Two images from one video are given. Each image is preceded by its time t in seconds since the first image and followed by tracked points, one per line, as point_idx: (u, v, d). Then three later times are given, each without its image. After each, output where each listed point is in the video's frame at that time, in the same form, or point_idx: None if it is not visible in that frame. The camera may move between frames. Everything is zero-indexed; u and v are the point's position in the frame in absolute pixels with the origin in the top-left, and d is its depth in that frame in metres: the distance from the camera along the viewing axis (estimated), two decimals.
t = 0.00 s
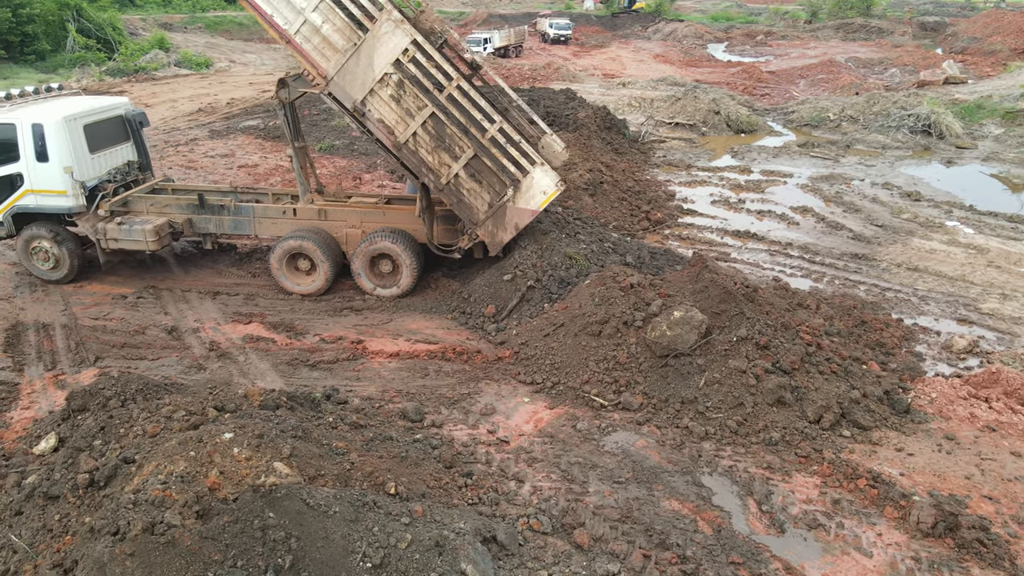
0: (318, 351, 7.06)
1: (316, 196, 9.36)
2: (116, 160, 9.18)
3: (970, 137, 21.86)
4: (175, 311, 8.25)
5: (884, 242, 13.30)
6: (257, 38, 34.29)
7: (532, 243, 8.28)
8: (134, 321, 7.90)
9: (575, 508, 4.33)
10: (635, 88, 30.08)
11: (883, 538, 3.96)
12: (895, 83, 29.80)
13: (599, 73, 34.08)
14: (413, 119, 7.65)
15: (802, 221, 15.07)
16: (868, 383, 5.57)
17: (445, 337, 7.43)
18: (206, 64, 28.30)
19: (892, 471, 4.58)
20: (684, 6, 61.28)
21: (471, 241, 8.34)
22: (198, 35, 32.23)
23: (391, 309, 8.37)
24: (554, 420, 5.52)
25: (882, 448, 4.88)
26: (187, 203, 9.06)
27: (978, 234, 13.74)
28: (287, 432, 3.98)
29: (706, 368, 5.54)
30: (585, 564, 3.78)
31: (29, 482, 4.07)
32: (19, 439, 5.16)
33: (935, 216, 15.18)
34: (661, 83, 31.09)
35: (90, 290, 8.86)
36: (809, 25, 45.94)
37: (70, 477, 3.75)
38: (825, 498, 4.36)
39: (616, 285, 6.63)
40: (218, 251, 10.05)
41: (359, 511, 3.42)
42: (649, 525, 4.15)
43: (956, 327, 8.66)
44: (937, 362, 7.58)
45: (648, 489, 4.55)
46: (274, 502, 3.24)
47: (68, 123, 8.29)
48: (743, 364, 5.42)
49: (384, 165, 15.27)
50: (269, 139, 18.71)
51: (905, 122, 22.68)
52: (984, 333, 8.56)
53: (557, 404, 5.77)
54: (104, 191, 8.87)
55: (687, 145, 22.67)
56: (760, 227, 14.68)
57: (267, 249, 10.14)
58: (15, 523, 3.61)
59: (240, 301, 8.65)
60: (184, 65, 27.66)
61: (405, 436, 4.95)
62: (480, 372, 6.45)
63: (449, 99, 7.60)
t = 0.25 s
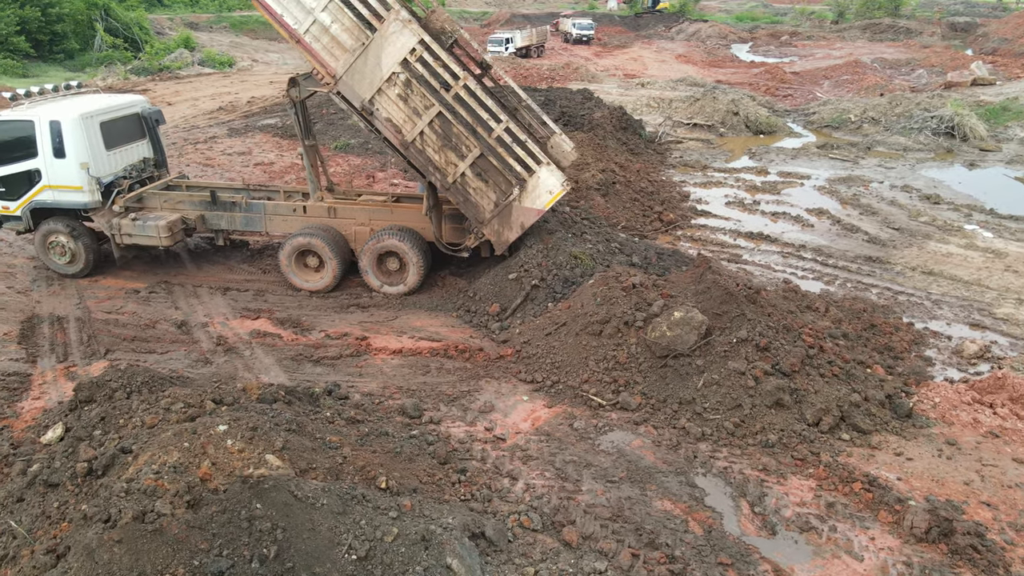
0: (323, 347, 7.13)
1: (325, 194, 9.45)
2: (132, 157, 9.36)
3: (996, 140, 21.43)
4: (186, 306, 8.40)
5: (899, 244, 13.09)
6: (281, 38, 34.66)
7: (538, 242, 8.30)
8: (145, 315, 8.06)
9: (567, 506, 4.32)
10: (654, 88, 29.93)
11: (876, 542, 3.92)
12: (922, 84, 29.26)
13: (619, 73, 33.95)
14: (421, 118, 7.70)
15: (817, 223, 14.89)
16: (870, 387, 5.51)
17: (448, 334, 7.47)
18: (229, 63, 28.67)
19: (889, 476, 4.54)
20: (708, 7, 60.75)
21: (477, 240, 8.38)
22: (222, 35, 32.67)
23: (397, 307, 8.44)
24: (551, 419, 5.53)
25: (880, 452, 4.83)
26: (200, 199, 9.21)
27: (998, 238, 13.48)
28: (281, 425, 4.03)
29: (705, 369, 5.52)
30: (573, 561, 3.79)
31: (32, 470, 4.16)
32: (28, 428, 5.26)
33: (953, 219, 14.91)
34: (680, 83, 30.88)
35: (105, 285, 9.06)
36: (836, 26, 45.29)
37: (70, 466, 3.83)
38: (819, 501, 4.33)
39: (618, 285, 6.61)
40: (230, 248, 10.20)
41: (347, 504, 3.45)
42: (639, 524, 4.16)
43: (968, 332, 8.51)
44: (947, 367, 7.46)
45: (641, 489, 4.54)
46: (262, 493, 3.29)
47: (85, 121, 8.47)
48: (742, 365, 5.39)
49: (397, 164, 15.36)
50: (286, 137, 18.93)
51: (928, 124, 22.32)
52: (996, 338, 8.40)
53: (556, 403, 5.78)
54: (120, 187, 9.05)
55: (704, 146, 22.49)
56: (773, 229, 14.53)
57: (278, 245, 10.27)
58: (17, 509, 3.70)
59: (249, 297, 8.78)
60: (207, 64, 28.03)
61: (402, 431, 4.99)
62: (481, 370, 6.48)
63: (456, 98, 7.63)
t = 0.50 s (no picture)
0: (328, 343, 7.21)
1: (335, 192, 9.53)
2: (147, 154, 9.54)
3: (1022, 143, 20.99)
4: (197, 301, 8.55)
5: (916, 247, 12.89)
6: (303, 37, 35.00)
7: (544, 242, 8.31)
8: (156, 310, 8.22)
9: (560, 504, 4.33)
10: (672, 89, 29.77)
11: (868, 546, 3.90)
12: (949, 86, 28.72)
13: (638, 73, 33.80)
14: (428, 117, 7.75)
15: (833, 225, 14.71)
16: (872, 391, 5.45)
17: (452, 332, 7.51)
18: (251, 63, 29.03)
19: (887, 480, 4.49)
20: (732, 7, 60.17)
21: (484, 239, 8.42)
22: (246, 34, 33.06)
23: (403, 304, 8.51)
24: (549, 417, 5.54)
25: (880, 456, 4.79)
26: (213, 197, 9.35)
27: (1018, 242, 13.22)
28: (277, 419, 4.08)
29: (705, 370, 5.50)
30: (561, 558, 3.80)
31: (37, 458, 4.26)
32: (38, 418, 5.39)
33: (972, 223, 14.65)
34: (700, 84, 30.68)
35: (120, 279, 9.24)
36: (862, 26, 44.59)
37: (72, 455, 3.92)
38: (814, 503, 4.30)
39: (621, 285, 6.59)
40: (242, 244, 10.34)
41: (336, 497, 3.49)
42: (630, 523, 4.15)
43: (981, 337, 8.37)
44: (957, 372, 7.35)
45: (635, 488, 4.53)
46: (251, 484, 3.34)
47: (101, 119, 8.66)
48: (741, 367, 5.36)
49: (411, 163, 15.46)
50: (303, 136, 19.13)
51: (951, 126, 21.96)
52: (1010, 344, 8.25)
53: (555, 402, 5.78)
54: (135, 184, 9.23)
55: (721, 148, 22.32)
56: (787, 231, 14.37)
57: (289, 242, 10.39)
58: (20, 496, 3.80)
59: (259, 293, 8.90)
60: (230, 63, 28.40)
61: (399, 427, 5.03)
62: (483, 368, 6.51)
63: (462, 98, 7.67)
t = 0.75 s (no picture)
0: (334, 339, 7.30)
1: (346, 189, 9.62)
2: (163, 151, 9.71)
3: None
4: (208, 296, 8.70)
5: (932, 251, 12.68)
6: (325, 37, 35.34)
7: (550, 241, 8.32)
8: (168, 304, 8.37)
9: (554, 501, 4.35)
10: (691, 90, 29.59)
11: (861, 549, 3.88)
12: (977, 87, 28.15)
13: (658, 74, 33.64)
14: (436, 116, 7.81)
15: (848, 228, 14.52)
16: (874, 394, 5.40)
17: (457, 330, 7.56)
18: (273, 62, 29.42)
19: (885, 484, 4.47)
20: (756, 7, 59.54)
21: (490, 238, 8.46)
22: (269, 34, 33.48)
23: (410, 302, 8.58)
24: (548, 416, 5.55)
25: (879, 459, 4.76)
26: (226, 193, 9.49)
27: None
28: (275, 412, 4.14)
29: (704, 371, 5.48)
30: (551, 555, 3.82)
31: (43, 446, 4.37)
32: (49, 408, 5.53)
33: (992, 226, 14.39)
34: (719, 84, 30.45)
35: (134, 274, 9.43)
36: (889, 27, 43.84)
37: (75, 443, 4.01)
38: (808, 506, 4.29)
39: (624, 285, 6.57)
40: (254, 241, 10.48)
41: (328, 489, 3.55)
42: (623, 522, 4.16)
43: (994, 342, 8.22)
44: (967, 377, 7.23)
45: (629, 487, 4.54)
46: (243, 476, 3.41)
47: (118, 116, 8.84)
48: (741, 368, 5.34)
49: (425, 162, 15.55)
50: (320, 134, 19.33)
51: (974, 128, 21.60)
52: None
53: (555, 400, 5.80)
54: (150, 180, 9.41)
55: (739, 149, 22.11)
56: (802, 233, 14.19)
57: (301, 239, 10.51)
58: (26, 483, 3.92)
59: (269, 288, 9.03)
60: (252, 62, 28.79)
61: (398, 422, 5.08)
62: (485, 366, 6.54)
63: (470, 97, 7.71)
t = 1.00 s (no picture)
0: (340, 335, 7.38)
1: (357, 187, 9.69)
2: (179, 149, 9.89)
3: None
4: (219, 291, 8.86)
5: (949, 254, 12.48)
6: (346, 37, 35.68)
7: (557, 240, 8.33)
8: (180, 299, 8.54)
9: (548, 498, 4.38)
10: (711, 90, 29.40)
11: (854, 551, 3.87)
12: (1006, 88, 27.54)
13: (678, 74, 33.46)
14: (444, 116, 7.87)
15: (864, 230, 14.32)
16: (877, 397, 5.36)
17: (462, 328, 7.60)
18: (294, 61, 29.82)
19: (882, 487, 4.44)
20: (780, 6, 58.87)
21: (498, 236, 8.51)
22: (292, 33, 33.90)
23: (417, 299, 8.65)
24: (548, 414, 5.58)
25: (878, 463, 4.73)
26: (239, 190, 9.62)
27: None
28: (273, 405, 4.21)
29: (704, 371, 5.47)
30: (542, 551, 3.84)
31: (51, 434, 4.48)
32: (60, 398, 5.67)
33: (1012, 230, 14.11)
34: (739, 85, 30.22)
35: (149, 269, 9.62)
36: (918, 27, 43.05)
37: (79, 433, 4.11)
38: (803, 508, 4.28)
39: (627, 284, 6.56)
40: (267, 237, 10.63)
41: (322, 481, 3.61)
42: (615, 520, 4.17)
43: (1008, 347, 8.09)
44: (977, 382, 7.13)
45: (624, 486, 4.55)
46: (237, 466, 3.48)
47: (135, 114, 9.02)
48: (741, 369, 5.32)
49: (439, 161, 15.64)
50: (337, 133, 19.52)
51: (999, 130, 21.21)
52: None
53: (555, 399, 5.82)
54: (166, 177, 9.59)
55: (756, 150, 21.92)
56: (816, 235, 14.02)
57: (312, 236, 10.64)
58: (31, 470, 4.03)
59: (279, 285, 9.16)
60: (274, 61, 29.20)
61: (397, 418, 5.13)
62: (488, 363, 6.57)
63: (478, 96, 7.75)
